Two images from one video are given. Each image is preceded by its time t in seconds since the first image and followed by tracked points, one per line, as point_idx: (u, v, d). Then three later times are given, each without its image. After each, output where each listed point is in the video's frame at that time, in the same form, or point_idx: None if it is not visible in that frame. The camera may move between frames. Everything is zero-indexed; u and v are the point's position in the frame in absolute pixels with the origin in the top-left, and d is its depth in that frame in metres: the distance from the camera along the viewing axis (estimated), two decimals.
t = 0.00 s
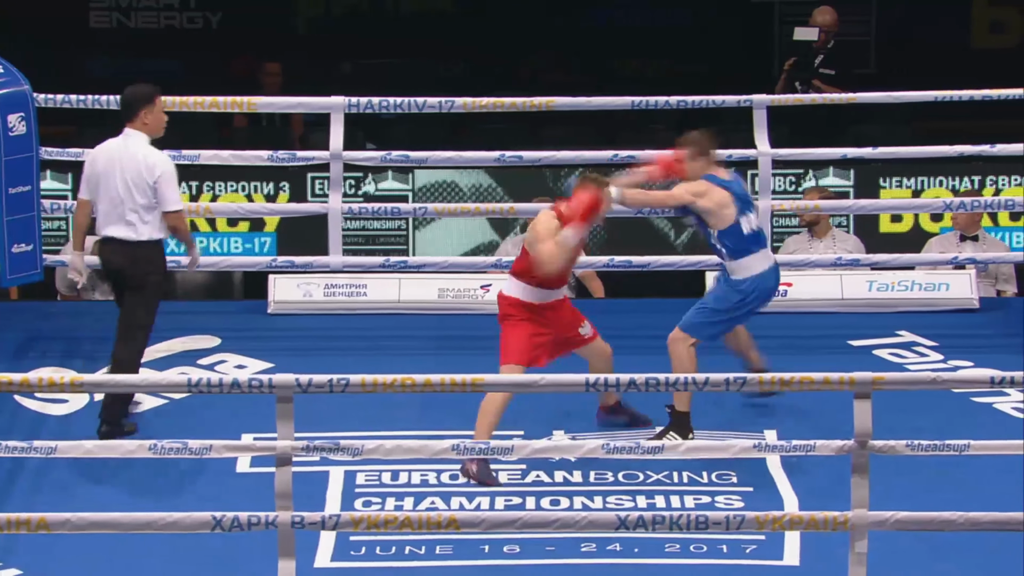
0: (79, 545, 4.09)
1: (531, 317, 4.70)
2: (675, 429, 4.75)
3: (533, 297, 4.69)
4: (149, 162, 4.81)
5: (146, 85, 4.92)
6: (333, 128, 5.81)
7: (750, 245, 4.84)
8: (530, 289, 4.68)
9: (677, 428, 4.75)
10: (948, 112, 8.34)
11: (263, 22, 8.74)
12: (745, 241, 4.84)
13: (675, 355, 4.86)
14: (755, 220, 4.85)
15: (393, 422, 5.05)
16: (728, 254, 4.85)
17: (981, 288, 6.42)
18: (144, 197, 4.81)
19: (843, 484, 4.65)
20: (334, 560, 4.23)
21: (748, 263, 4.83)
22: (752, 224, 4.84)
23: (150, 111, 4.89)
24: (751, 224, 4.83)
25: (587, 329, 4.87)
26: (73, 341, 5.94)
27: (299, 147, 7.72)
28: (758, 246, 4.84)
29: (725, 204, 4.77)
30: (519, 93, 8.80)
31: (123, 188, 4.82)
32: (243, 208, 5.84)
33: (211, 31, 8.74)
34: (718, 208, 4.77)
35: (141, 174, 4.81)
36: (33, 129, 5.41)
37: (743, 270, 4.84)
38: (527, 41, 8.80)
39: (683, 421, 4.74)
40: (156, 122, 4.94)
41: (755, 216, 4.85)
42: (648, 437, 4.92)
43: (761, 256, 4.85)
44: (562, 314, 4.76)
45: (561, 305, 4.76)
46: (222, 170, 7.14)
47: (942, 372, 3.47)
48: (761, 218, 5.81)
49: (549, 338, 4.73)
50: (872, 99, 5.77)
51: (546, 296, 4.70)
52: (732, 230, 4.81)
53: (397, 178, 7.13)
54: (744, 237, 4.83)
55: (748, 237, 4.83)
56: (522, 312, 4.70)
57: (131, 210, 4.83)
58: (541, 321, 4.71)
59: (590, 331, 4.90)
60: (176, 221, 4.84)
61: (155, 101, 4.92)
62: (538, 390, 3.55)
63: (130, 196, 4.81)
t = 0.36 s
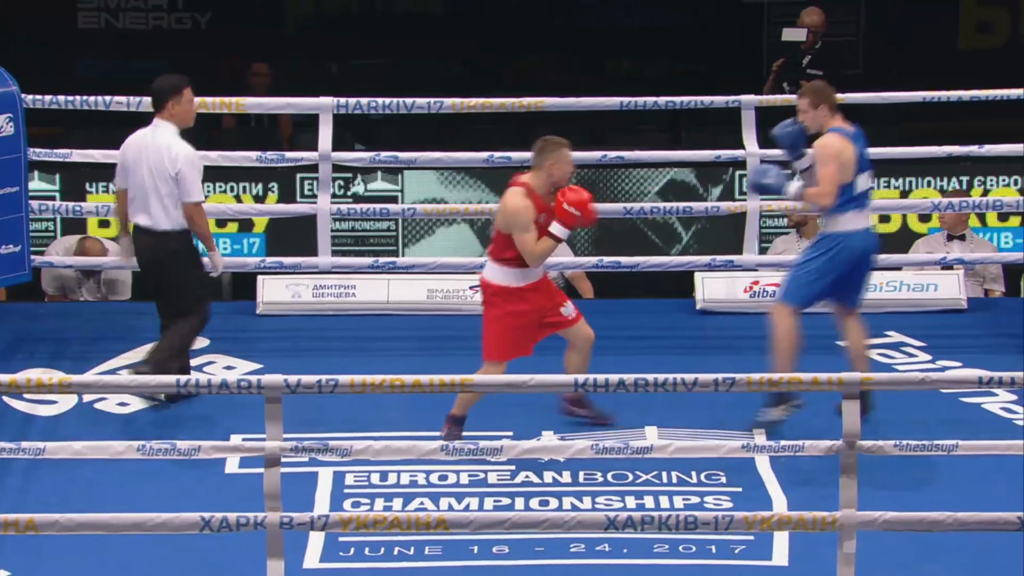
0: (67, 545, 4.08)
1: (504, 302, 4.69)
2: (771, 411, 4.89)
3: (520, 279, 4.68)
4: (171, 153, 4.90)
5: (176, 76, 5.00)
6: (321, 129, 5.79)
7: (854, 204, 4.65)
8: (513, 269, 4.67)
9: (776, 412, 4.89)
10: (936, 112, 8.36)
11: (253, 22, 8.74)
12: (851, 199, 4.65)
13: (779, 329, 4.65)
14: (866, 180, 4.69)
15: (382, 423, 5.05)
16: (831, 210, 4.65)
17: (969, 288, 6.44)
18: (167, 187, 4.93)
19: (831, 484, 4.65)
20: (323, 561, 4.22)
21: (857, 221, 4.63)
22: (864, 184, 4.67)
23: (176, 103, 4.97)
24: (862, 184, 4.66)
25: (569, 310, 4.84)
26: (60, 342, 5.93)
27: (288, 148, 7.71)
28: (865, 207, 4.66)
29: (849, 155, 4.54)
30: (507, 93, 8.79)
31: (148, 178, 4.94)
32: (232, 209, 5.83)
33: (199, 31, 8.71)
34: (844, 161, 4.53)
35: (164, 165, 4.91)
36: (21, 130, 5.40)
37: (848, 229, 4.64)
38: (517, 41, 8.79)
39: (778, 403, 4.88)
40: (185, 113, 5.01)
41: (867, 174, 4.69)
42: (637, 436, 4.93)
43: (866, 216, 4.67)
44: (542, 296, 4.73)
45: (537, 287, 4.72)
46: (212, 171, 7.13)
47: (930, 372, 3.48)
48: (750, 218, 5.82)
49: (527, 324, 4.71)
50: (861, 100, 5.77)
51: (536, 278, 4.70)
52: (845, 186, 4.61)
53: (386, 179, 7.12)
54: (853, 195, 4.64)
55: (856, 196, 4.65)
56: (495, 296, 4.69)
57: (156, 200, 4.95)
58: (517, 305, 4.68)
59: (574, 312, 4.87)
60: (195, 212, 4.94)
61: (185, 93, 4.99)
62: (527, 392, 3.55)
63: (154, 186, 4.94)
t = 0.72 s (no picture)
0: (38, 546, 4.05)
1: (478, 297, 4.73)
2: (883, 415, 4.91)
3: (500, 276, 4.71)
4: (164, 152, 4.90)
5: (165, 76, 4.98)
6: (295, 130, 5.77)
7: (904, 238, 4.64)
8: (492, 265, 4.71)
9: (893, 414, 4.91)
10: (912, 114, 8.41)
11: (228, 24, 8.72)
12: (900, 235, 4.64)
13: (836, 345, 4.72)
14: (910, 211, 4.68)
15: (356, 425, 5.03)
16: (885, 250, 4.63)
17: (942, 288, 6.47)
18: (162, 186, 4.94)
19: (804, 485, 4.67)
20: (296, 562, 4.20)
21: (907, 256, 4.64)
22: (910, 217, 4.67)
23: (165, 106, 4.95)
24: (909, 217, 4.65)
25: (550, 311, 4.82)
26: (30, 344, 5.90)
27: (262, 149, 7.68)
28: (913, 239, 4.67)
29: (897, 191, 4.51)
30: (481, 95, 8.81)
31: (145, 179, 4.95)
32: (205, 210, 5.80)
33: (172, 32, 8.66)
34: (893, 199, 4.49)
35: (158, 165, 4.92)
36: None
37: (900, 264, 4.64)
38: (490, 42, 8.82)
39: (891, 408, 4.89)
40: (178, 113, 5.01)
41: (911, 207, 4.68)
42: (612, 437, 4.92)
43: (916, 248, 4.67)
44: (519, 294, 4.75)
45: (515, 286, 4.73)
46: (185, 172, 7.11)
47: (903, 373, 3.49)
48: (723, 219, 5.84)
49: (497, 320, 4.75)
50: (834, 101, 5.80)
51: (517, 274, 4.73)
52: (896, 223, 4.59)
53: (360, 179, 7.10)
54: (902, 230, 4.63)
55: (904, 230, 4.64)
56: (472, 291, 4.73)
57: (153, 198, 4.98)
58: (489, 301, 4.72)
59: (556, 313, 4.85)
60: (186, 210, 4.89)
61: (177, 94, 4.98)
62: (502, 393, 3.54)
63: (149, 185, 4.96)
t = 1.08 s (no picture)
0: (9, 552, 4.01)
1: (524, 278, 4.81)
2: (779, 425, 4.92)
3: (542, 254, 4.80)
4: (92, 144, 4.83)
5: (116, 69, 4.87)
6: (269, 133, 5.75)
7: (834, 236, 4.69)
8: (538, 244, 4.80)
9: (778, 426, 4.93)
10: (899, 118, 8.46)
11: (203, 28, 8.70)
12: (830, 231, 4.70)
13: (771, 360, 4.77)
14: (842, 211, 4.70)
15: (329, 429, 5.01)
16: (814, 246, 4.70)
17: (916, 291, 6.50)
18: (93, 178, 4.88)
19: (779, 488, 4.68)
20: (270, 568, 4.18)
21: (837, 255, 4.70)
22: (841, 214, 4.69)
23: (110, 101, 4.85)
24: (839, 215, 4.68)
25: (592, 306, 4.87)
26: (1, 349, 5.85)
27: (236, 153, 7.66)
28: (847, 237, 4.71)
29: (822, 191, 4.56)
30: (456, 98, 8.81)
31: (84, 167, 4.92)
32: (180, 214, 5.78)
33: (146, 36, 8.66)
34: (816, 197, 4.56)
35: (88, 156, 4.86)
36: None
37: (832, 262, 4.70)
38: (465, 46, 8.84)
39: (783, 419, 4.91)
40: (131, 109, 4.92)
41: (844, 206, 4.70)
42: (586, 441, 4.92)
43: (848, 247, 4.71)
44: (562, 278, 4.83)
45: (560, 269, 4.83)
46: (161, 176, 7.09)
47: (876, 376, 3.51)
48: (697, 222, 5.85)
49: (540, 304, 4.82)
50: (807, 105, 5.83)
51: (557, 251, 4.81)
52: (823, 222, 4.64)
53: (335, 183, 7.08)
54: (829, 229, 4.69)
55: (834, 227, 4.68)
56: (516, 272, 4.82)
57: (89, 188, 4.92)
58: (535, 284, 4.81)
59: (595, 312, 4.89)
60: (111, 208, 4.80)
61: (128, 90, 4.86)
62: (478, 396, 3.55)
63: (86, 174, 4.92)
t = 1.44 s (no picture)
0: None
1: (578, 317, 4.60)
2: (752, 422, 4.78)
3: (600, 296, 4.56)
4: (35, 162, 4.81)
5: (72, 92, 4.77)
6: (251, 139, 5.73)
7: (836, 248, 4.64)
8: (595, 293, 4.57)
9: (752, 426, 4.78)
10: (883, 121, 8.50)
11: (185, 34, 8.68)
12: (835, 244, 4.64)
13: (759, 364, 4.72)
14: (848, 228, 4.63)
15: (311, 434, 5.00)
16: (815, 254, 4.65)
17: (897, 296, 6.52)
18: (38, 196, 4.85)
19: (761, 492, 4.69)
20: (253, 572, 4.18)
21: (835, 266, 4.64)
22: (843, 229, 4.62)
23: (59, 123, 4.77)
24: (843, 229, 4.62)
25: (656, 336, 4.69)
26: None
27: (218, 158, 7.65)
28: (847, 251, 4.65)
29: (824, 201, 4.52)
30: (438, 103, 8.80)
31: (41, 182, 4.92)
32: (161, 219, 5.75)
33: (127, 40, 8.64)
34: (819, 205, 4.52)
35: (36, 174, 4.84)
36: None
37: (832, 272, 4.65)
38: (447, 51, 8.83)
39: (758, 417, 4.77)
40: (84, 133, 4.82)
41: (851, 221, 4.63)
42: (569, 446, 4.92)
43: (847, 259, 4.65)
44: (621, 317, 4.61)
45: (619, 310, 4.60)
46: (142, 181, 7.05)
47: (858, 381, 3.52)
48: (679, 227, 5.86)
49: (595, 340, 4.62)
50: (789, 110, 5.85)
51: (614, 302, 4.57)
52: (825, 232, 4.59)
53: (318, 188, 7.07)
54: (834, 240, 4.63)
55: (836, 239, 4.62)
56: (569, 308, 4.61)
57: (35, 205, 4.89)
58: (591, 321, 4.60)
59: (663, 336, 4.73)
60: (38, 232, 4.74)
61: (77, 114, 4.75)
62: (460, 402, 3.55)
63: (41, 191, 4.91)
